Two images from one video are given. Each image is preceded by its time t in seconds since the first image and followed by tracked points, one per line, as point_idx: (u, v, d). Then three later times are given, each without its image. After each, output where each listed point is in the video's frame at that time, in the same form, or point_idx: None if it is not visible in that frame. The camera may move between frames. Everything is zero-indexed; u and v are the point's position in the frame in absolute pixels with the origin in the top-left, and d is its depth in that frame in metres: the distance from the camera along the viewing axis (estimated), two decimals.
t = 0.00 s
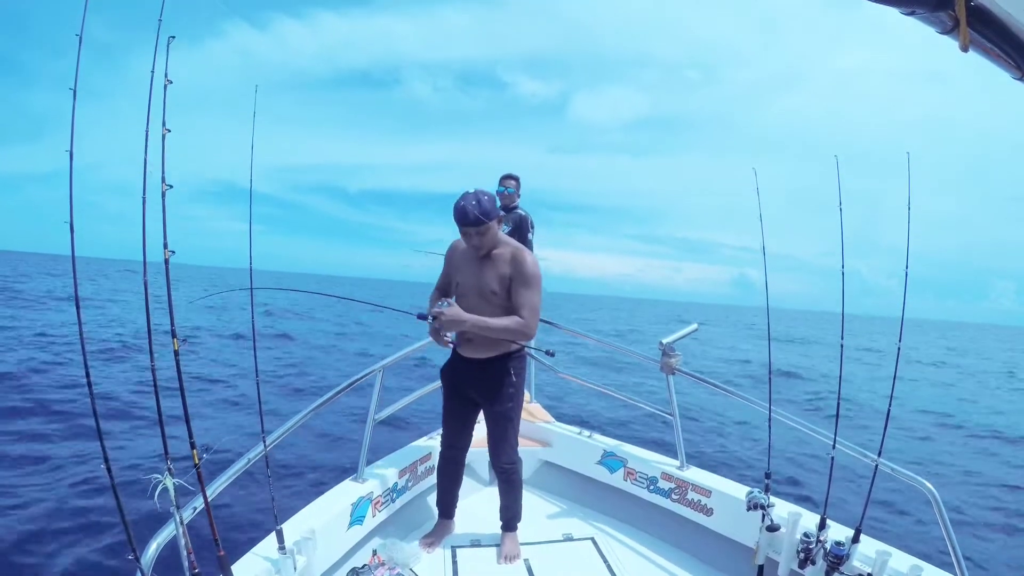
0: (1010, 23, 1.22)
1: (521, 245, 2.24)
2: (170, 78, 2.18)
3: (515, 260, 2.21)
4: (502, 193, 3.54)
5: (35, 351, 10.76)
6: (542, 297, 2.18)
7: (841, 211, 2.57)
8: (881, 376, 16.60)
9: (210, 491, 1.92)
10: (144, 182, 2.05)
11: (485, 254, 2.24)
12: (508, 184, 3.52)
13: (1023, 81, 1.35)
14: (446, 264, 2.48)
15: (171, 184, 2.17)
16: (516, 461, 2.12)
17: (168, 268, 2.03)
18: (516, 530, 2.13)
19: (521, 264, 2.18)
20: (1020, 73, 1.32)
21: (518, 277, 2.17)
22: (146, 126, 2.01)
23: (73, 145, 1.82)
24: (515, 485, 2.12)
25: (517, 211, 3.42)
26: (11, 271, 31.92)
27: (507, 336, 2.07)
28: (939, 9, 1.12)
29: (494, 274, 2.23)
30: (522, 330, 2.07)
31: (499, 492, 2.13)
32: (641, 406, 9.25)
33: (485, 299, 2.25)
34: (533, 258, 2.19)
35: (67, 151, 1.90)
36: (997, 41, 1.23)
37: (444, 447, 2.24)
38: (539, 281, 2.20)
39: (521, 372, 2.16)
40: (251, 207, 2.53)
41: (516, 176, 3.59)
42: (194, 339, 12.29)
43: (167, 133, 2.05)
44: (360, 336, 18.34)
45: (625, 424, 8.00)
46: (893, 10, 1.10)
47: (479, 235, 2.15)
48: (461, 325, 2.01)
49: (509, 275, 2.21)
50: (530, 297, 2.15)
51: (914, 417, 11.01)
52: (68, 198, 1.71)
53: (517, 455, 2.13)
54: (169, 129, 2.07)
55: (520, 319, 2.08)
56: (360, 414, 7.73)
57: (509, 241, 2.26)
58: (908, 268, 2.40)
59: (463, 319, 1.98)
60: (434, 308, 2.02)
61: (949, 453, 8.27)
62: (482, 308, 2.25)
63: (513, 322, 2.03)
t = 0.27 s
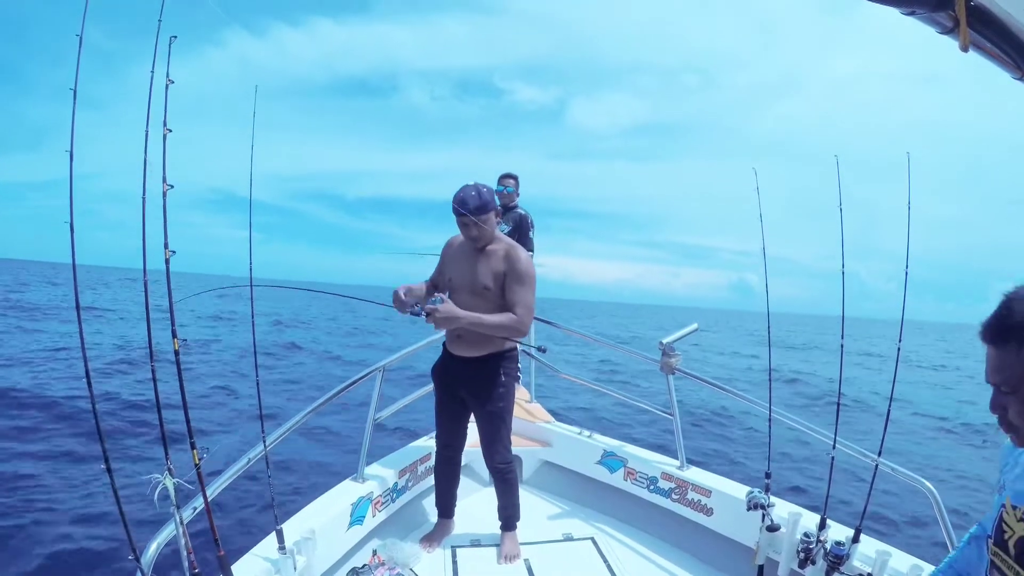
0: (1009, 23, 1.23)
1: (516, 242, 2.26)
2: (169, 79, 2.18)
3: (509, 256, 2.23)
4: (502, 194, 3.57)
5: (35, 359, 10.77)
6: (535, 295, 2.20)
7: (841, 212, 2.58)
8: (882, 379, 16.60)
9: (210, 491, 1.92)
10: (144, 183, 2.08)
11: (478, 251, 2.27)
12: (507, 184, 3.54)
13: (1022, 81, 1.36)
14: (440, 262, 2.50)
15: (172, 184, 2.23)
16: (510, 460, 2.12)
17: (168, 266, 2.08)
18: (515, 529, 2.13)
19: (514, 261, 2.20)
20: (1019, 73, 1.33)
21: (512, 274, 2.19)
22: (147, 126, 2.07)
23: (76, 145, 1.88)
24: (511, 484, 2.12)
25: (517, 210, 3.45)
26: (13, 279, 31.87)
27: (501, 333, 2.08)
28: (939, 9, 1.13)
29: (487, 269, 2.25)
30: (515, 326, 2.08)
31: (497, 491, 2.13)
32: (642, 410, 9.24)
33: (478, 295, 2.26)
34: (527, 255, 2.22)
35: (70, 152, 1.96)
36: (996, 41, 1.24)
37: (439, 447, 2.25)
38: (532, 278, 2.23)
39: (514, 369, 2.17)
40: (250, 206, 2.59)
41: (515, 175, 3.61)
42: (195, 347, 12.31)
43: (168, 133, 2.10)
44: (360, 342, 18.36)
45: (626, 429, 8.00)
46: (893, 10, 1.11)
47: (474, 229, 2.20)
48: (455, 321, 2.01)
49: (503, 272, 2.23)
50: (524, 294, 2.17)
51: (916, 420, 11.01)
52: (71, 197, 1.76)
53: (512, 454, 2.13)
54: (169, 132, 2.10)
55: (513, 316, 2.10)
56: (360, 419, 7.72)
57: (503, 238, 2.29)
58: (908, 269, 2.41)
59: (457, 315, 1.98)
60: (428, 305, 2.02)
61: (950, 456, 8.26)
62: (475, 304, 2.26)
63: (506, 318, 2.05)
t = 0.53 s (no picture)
0: (1009, 24, 1.24)
1: (509, 241, 2.27)
2: (169, 79, 2.27)
3: (502, 255, 2.23)
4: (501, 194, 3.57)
5: (35, 364, 10.78)
6: (528, 295, 2.20)
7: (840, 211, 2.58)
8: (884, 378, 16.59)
9: (210, 492, 1.93)
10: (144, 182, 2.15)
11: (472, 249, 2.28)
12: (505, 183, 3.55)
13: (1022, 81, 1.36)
14: (437, 260, 2.51)
15: (172, 184, 2.27)
16: (506, 460, 2.12)
17: (167, 266, 2.13)
18: (515, 529, 2.13)
19: (508, 260, 2.20)
20: (1019, 73, 1.33)
21: (504, 273, 2.19)
22: (147, 127, 2.12)
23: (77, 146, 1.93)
24: (508, 483, 2.12)
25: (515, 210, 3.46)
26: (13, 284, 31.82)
27: (493, 333, 2.08)
28: (939, 9, 1.13)
29: (480, 268, 2.26)
30: (507, 326, 2.08)
31: (494, 491, 2.13)
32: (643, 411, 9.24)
33: (471, 294, 2.26)
34: (520, 254, 2.22)
35: (72, 153, 2.01)
36: (996, 41, 1.25)
37: (437, 447, 2.26)
38: (525, 278, 2.23)
39: (507, 370, 2.17)
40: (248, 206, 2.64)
41: (513, 174, 3.62)
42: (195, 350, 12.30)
43: (166, 134, 2.15)
44: (361, 345, 18.36)
45: (627, 430, 8.00)
46: (893, 10, 1.12)
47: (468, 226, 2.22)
48: (445, 323, 2.02)
49: (496, 271, 2.23)
50: (516, 293, 2.17)
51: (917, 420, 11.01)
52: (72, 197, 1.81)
53: (508, 454, 2.14)
54: (169, 131, 2.19)
55: (505, 316, 2.10)
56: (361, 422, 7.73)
57: (497, 236, 2.29)
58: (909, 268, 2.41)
59: (447, 317, 1.99)
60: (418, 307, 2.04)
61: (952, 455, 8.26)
62: (468, 304, 2.26)
63: (498, 318, 2.05)
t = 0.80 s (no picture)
0: (1008, 25, 1.24)
1: (502, 241, 2.26)
2: (168, 82, 2.39)
3: (495, 255, 2.24)
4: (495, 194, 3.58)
5: (36, 364, 10.80)
6: (522, 294, 2.20)
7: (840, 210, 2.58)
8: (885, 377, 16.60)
9: (210, 491, 1.93)
10: (144, 183, 2.22)
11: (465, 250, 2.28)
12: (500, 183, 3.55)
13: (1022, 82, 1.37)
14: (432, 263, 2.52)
15: (171, 184, 2.31)
16: (503, 461, 2.12)
17: (166, 265, 2.17)
18: (514, 530, 2.13)
19: (500, 260, 2.21)
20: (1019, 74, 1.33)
21: (498, 273, 2.19)
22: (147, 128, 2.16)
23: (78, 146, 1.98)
24: (506, 484, 2.12)
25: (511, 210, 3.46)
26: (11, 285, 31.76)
27: (487, 334, 2.08)
28: (939, 10, 1.13)
29: (474, 269, 2.25)
30: (501, 327, 2.08)
31: (492, 491, 2.13)
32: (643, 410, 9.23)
33: (465, 296, 2.26)
34: (513, 253, 2.22)
35: (72, 154, 2.06)
36: (995, 41, 1.25)
37: (435, 447, 2.26)
38: (519, 277, 2.23)
39: (501, 370, 2.16)
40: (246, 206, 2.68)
41: (508, 175, 3.62)
42: (196, 350, 12.31)
43: (165, 135, 2.20)
44: (362, 345, 18.38)
45: (627, 429, 8.02)
46: (893, 11, 1.12)
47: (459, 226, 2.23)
48: (439, 324, 2.02)
49: (489, 271, 2.23)
50: (511, 294, 2.17)
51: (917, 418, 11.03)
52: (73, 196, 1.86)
53: (504, 454, 2.14)
54: (168, 130, 2.28)
55: (499, 317, 2.10)
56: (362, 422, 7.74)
57: (490, 237, 2.30)
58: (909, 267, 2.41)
59: (441, 318, 1.99)
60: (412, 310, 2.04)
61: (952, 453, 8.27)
62: (463, 305, 2.26)
63: (492, 319, 2.05)
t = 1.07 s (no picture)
0: (1008, 24, 1.23)
1: (498, 240, 2.26)
2: (169, 84, 2.43)
3: (491, 254, 2.24)
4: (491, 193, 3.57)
5: (37, 363, 10.82)
6: (519, 292, 2.20)
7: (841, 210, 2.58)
8: (885, 374, 16.60)
9: (211, 491, 1.93)
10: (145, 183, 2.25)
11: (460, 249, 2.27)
12: (496, 181, 3.55)
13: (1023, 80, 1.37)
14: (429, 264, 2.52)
15: (172, 185, 2.33)
16: (503, 461, 2.12)
17: (167, 265, 2.19)
18: (514, 529, 2.13)
19: (496, 258, 2.20)
20: (1020, 73, 1.33)
21: (494, 272, 2.18)
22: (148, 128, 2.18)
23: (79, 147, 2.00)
24: (506, 484, 2.12)
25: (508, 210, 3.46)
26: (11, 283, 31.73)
27: (483, 333, 2.08)
28: (939, 10, 1.13)
29: (470, 268, 2.25)
30: (497, 325, 2.08)
31: (492, 491, 2.13)
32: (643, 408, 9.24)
33: (462, 295, 2.26)
34: (508, 251, 2.21)
35: (74, 154, 2.08)
36: (995, 40, 1.24)
37: (435, 447, 2.26)
38: (515, 276, 2.23)
39: (499, 369, 2.16)
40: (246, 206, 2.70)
41: (503, 175, 3.61)
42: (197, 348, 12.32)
43: (166, 136, 2.22)
44: (362, 343, 18.39)
45: (628, 427, 8.03)
46: (892, 10, 1.11)
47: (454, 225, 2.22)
48: (436, 323, 2.02)
49: (485, 270, 2.23)
50: (507, 292, 2.17)
51: (918, 415, 11.04)
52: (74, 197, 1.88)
53: (503, 453, 2.14)
54: (169, 131, 2.32)
55: (496, 315, 2.10)
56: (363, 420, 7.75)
57: (485, 236, 2.30)
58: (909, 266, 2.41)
59: (437, 318, 1.99)
60: (408, 309, 2.04)
61: (953, 451, 8.28)
62: (459, 304, 2.26)
63: (488, 317, 2.05)
